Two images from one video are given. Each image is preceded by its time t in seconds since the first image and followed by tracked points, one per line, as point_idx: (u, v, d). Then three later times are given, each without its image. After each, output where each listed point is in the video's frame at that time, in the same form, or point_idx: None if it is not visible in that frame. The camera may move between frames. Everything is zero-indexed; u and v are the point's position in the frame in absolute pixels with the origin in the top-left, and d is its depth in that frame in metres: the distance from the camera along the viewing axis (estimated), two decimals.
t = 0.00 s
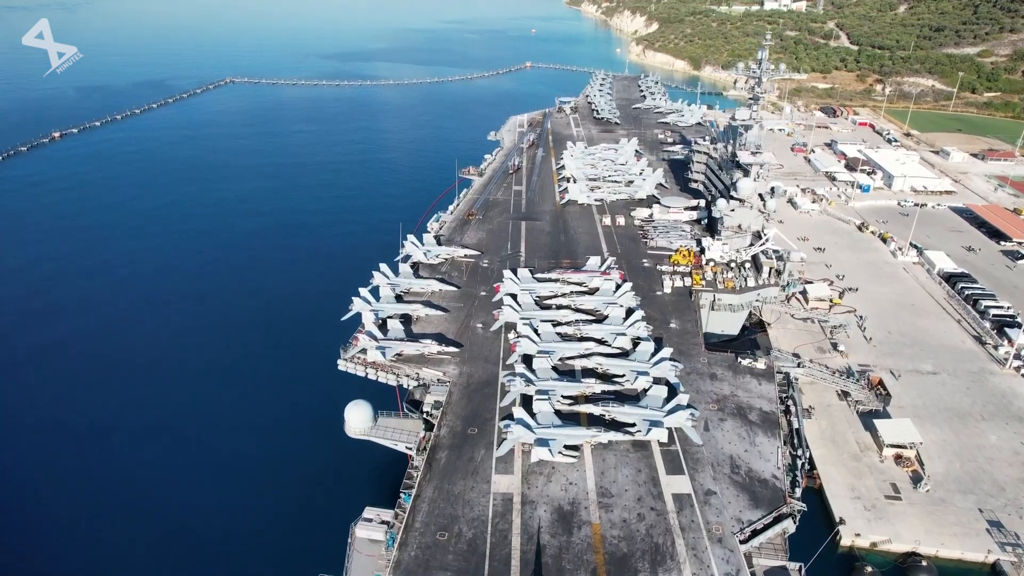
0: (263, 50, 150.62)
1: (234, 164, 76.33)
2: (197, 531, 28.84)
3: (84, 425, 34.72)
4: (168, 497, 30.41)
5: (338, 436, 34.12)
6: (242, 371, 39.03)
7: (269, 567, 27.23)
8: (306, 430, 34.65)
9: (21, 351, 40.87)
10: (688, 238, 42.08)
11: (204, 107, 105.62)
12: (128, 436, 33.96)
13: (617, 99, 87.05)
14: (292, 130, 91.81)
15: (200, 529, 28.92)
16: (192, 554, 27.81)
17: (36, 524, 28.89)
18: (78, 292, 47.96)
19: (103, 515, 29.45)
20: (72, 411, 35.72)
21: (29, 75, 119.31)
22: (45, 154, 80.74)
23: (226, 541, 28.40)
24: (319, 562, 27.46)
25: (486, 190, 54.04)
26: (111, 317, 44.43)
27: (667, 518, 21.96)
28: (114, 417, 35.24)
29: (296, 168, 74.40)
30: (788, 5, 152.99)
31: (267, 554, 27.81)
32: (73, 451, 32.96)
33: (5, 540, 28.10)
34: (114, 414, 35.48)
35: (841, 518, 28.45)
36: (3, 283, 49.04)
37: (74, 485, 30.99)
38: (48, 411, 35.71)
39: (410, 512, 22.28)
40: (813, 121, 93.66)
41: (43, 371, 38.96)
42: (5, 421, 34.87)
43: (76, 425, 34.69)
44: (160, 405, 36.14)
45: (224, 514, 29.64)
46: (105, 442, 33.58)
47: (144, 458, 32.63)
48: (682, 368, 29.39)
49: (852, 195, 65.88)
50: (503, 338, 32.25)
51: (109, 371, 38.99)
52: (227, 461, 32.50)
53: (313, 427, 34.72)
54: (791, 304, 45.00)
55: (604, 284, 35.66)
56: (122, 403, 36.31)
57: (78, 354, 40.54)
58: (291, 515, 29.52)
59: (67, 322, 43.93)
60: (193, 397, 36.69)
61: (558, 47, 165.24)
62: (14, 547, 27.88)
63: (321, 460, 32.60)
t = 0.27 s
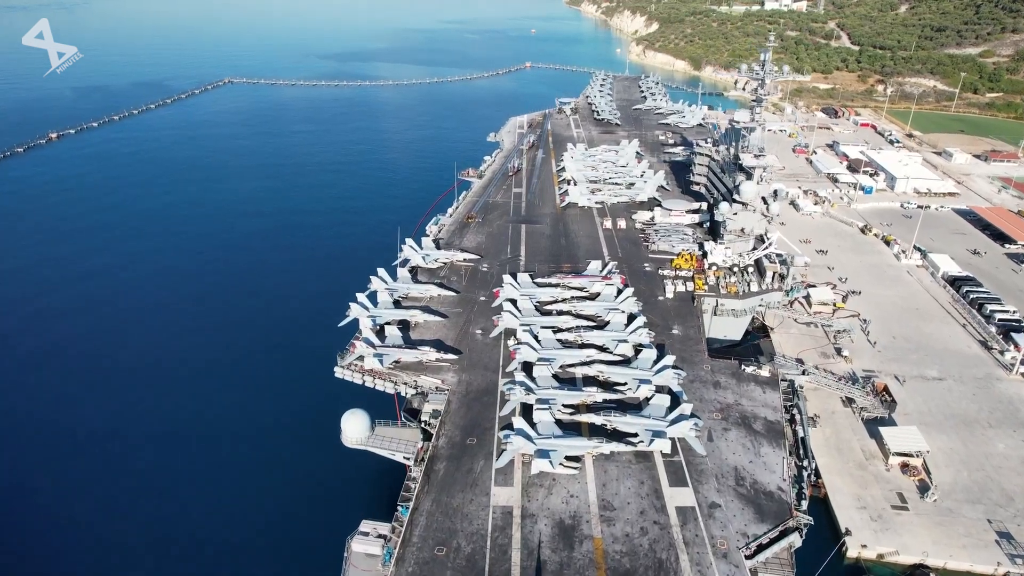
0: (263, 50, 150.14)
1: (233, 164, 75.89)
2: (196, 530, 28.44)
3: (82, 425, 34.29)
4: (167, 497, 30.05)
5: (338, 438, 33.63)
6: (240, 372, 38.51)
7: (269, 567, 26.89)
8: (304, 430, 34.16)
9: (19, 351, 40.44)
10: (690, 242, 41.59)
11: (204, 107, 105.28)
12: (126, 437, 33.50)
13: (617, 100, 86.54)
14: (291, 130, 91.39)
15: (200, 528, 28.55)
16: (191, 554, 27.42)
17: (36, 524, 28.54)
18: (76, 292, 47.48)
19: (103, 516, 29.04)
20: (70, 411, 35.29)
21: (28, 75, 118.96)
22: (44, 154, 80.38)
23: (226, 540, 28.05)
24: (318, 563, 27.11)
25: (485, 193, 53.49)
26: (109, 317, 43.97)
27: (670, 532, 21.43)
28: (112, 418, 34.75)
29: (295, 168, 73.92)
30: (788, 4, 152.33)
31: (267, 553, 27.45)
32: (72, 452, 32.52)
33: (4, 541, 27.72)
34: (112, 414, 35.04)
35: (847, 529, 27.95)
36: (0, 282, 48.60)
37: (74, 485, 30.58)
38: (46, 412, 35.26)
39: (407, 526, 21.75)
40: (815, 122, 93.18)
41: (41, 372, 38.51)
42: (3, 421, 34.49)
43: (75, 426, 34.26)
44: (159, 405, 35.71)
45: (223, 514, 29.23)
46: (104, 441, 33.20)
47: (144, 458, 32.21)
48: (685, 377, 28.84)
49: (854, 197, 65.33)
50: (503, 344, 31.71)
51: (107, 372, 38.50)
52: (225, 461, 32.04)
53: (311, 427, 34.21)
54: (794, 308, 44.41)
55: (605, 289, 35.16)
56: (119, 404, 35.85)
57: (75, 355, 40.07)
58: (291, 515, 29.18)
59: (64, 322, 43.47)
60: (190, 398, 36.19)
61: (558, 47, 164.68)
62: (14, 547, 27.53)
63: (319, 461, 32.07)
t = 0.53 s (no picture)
0: (262, 50, 149.61)
1: (231, 164, 75.34)
2: (194, 531, 27.99)
3: (82, 425, 33.87)
4: (166, 496, 29.61)
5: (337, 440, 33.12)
6: (238, 372, 37.98)
7: (268, 567, 26.50)
8: (303, 432, 33.64)
9: (16, 351, 39.97)
10: (692, 246, 41.06)
11: (203, 107, 104.81)
12: (124, 438, 33.04)
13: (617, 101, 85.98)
14: (290, 130, 90.82)
15: (199, 527, 28.12)
16: (190, 555, 26.97)
17: (36, 523, 28.17)
18: (74, 293, 46.96)
19: (104, 515, 28.64)
20: (68, 411, 34.84)
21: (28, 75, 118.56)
22: (43, 154, 79.90)
23: (225, 540, 27.63)
24: (319, 563, 26.75)
25: (485, 195, 52.86)
26: (108, 317, 43.48)
27: (674, 547, 20.91)
28: (110, 420, 34.20)
29: (294, 168, 73.36)
30: (789, 5, 151.75)
31: (268, 555, 26.97)
32: (71, 451, 32.09)
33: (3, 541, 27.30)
34: (111, 415, 34.56)
35: (854, 540, 27.41)
36: None
37: (72, 485, 30.13)
38: (44, 412, 34.78)
39: (404, 542, 21.22)
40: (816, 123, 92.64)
41: (39, 372, 38.04)
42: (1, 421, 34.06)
43: (73, 425, 33.81)
44: (159, 406, 35.24)
45: (223, 515, 28.76)
46: (101, 442, 32.67)
47: (143, 458, 31.77)
48: (688, 386, 28.30)
49: (857, 199, 64.77)
50: (503, 351, 31.19)
51: (104, 372, 37.97)
52: (224, 461, 31.58)
53: (309, 429, 33.64)
54: (797, 312, 43.86)
55: (606, 295, 34.57)
56: (118, 404, 35.36)
57: (73, 355, 39.54)
58: (292, 513, 28.81)
59: (62, 323, 42.97)
60: (187, 399, 35.68)
61: (557, 47, 163.99)
62: (16, 545, 27.20)
63: (317, 463, 31.52)
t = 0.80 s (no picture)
0: (260, 50, 149.07)
1: (230, 165, 74.81)
2: (192, 531, 27.54)
3: (78, 425, 33.38)
4: (164, 498, 29.11)
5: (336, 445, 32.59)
6: (235, 373, 37.44)
7: (266, 567, 26.04)
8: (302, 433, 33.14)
9: (13, 352, 39.48)
10: (694, 250, 40.53)
11: (202, 108, 104.32)
12: (122, 439, 32.54)
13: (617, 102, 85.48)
14: (289, 130, 90.26)
15: (198, 528, 27.66)
16: (187, 556, 26.50)
17: (33, 523, 27.68)
18: (71, 294, 46.41)
19: (102, 516, 28.16)
20: (64, 411, 34.29)
21: (26, 75, 118.10)
22: (40, 154, 79.35)
23: (223, 541, 27.18)
24: (318, 564, 26.31)
25: (484, 198, 52.32)
26: (106, 318, 42.98)
27: (678, 563, 20.39)
28: (106, 421, 33.62)
29: (292, 169, 72.79)
30: (790, 5, 151.16)
31: (268, 557, 26.50)
32: (67, 452, 31.58)
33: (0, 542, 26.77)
34: (109, 416, 34.07)
35: (860, 552, 26.90)
36: None
37: (67, 486, 29.60)
38: (40, 412, 34.27)
39: (401, 557, 20.68)
40: (817, 124, 92.15)
41: (35, 373, 37.51)
42: None
43: (70, 426, 33.29)
44: (157, 406, 34.74)
45: (223, 516, 28.28)
46: (97, 444, 32.11)
47: (139, 458, 31.26)
48: (691, 394, 27.78)
49: (859, 201, 64.27)
50: (502, 359, 30.67)
51: (100, 373, 37.37)
52: (223, 463, 31.07)
53: (307, 432, 33.10)
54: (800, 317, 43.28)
55: (607, 301, 34.04)
56: (115, 406, 34.84)
57: (70, 356, 39.03)
58: (291, 515, 28.37)
59: (58, 323, 42.46)
60: (183, 400, 35.13)
61: (557, 47, 163.35)
62: (13, 545, 26.74)
63: (314, 465, 30.96)
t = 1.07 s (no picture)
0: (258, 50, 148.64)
1: (227, 165, 74.34)
2: (186, 536, 26.95)
3: (72, 428, 32.82)
4: (157, 503, 28.51)
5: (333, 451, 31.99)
6: (230, 377, 36.83)
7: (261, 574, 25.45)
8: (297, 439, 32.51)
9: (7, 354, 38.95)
10: (695, 254, 39.98)
11: (199, 108, 103.89)
12: (117, 442, 31.96)
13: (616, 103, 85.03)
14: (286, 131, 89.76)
15: (192, 534, 27.04)
16: (181, 562, 25.89)
17: (24, 528, 27.09)
18: (66, 295, 45.87)
19: (94, 521, 27.59)
20: (55, 415, 33.68)
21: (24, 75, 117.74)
22: (36, 155, 78.93)
23: (217, 547, 26.58)
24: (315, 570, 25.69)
25: (482, 200, 51.79)
26: (101, 320, 42.42)
27: None
28: (99, 425, 33.06)
29: (289, 170, 72.28)
30: (789, 5, 150.69)
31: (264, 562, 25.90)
32: (59, 456, 31.01)
33: None
34: (103, 419, 33.52)
35: (865, 563, 26.38)
36: None
37: (58, 491, 29.00)
38: (34, 415, 33.74)
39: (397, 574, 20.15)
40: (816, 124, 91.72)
41: (29, 376, 36.97)
42: None
43: (63, 429, 32.75)
44: (152, 410, 34.19)
45: (217, 521, 27.64)
46: (89, 448, 31.50)
47: (133, 462, 30.67)
48: (693, 404, 27.25)
49: (860, 203, 63.80)
50: (500, 366, 30.14)
51: (94, 377, 36.75)
52: (217, 467, 30.50)
53: (302, 438, 32.46)
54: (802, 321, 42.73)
55: (607, 307, 33.50)
56: (109, 409, 34.28)
57: (64, 358, 38.49)
58: (287, 519, 27.77)
59: (53, 325, 41.94)
60: (178, 404, 34.55)
61: (555, 48, 162.87)
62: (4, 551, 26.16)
63: (308, 471, 30.35)
